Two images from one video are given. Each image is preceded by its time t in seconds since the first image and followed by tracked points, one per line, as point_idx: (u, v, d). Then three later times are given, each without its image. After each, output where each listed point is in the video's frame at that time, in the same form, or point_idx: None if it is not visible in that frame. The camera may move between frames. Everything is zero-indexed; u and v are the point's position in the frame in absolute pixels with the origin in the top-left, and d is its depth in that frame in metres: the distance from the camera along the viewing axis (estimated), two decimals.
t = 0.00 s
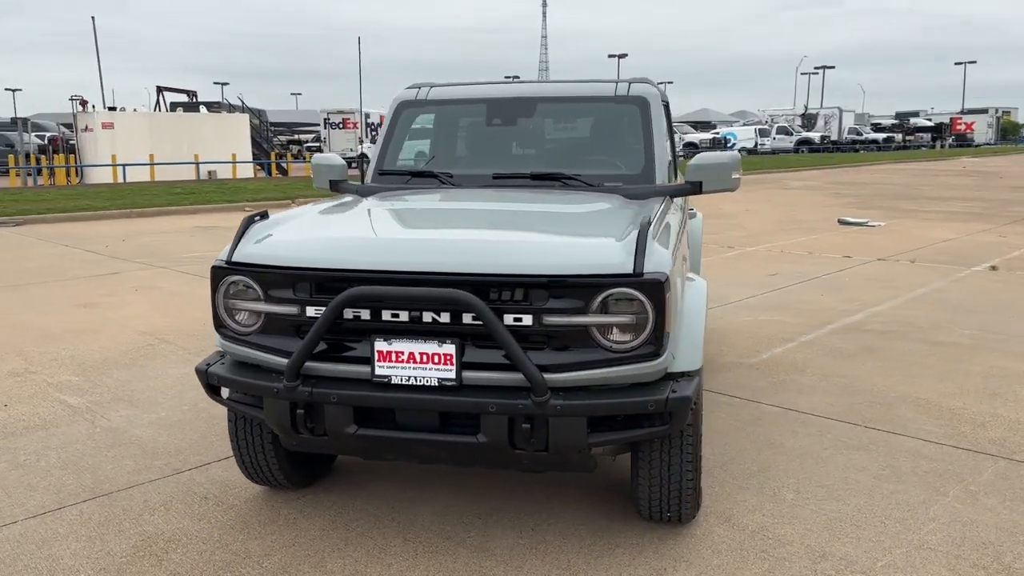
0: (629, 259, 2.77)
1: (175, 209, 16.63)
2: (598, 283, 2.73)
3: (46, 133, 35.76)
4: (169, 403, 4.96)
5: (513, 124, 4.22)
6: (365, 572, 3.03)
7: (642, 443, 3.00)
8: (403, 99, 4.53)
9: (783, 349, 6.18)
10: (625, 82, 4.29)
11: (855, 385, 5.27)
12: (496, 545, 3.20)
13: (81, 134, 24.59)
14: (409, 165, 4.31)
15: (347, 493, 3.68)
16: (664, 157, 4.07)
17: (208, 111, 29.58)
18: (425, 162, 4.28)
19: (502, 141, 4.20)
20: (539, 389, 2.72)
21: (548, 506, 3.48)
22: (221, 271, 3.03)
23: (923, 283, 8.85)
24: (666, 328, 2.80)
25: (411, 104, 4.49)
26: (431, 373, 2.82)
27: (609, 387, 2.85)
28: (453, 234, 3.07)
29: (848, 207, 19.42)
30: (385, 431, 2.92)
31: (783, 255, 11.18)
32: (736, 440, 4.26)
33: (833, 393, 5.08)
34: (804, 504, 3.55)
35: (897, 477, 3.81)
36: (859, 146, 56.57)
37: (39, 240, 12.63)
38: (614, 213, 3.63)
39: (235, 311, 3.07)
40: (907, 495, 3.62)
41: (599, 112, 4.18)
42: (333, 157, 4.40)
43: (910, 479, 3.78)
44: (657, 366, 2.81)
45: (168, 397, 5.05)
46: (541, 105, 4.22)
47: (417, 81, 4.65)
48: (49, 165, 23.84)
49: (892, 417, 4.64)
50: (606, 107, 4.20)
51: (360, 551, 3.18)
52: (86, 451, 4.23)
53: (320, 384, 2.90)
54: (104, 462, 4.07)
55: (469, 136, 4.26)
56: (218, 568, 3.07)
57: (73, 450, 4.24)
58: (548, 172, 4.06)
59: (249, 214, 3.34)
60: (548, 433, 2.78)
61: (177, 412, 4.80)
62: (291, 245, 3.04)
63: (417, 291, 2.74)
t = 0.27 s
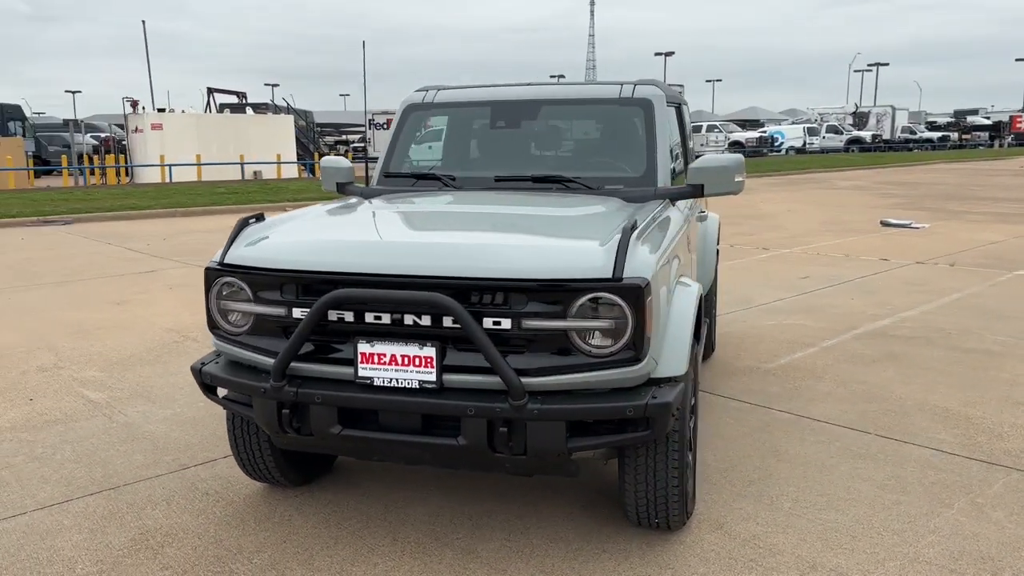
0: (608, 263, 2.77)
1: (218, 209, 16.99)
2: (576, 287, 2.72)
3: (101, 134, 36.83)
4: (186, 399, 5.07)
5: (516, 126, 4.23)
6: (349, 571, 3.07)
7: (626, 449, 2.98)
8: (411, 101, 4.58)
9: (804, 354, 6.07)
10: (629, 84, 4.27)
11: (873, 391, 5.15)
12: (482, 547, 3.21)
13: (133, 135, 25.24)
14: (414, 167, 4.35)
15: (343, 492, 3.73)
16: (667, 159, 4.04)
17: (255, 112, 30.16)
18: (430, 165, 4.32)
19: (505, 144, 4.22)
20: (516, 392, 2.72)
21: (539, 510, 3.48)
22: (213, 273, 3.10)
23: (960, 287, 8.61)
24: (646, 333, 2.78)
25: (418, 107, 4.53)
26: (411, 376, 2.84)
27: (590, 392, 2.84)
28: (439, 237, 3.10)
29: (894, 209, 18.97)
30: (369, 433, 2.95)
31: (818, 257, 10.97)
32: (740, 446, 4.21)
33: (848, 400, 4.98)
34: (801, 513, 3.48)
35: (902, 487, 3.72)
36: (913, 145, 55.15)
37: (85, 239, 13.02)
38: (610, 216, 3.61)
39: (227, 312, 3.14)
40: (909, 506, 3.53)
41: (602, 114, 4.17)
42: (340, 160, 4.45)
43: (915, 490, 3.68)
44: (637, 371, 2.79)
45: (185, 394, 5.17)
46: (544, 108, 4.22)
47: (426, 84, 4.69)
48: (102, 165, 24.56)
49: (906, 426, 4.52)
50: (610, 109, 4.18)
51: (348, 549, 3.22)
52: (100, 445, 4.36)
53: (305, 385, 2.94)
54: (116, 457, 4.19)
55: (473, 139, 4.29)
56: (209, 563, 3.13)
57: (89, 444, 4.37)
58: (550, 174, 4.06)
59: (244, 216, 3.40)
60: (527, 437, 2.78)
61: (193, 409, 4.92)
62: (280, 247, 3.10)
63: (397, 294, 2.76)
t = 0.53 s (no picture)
0: (589, 257, 2.73)
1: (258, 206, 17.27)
2: (555, 282, 2.70)
3: (152, 133, 37.73)
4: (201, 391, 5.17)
5: (520, 122, 4.22)
6: (336, 562, 3.09)
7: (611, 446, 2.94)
8: (419, 98, 4.60)
9: (825, 355, 5.94)
10: (635, 79, 4.22)
11: (892, 393, 5.01)
12: (469, 543, 3.21)
13: (180, 134, 25.81)
14: (419, 163, 4.37)
15: (341, 485, 3.75)
16: (671, 155, 3.99)
17: (299, 111, 30.59)
18: (435, 161, 4.33)
19: (508, 140, 4.22)
20: (495, 387, 2.70)
21: (531, 507, 3.46)
22: (205, 266, 3.15)
23: (1000, 288, 8.33)
24: (628, 329, 2.74)
25: (425, 103, 4.55)
26: (393, 369, 2.84)
27: (572, 388, 2.81)
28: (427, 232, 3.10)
29: (942, 208, 18.46)
30: (353, 426, 2.97)
31: (854, 257, 10.72)
32: (746, 446, 4.13)
33: (865, 402, 4.85)
34: (799, 516, 3.41)
35: (908, 492, 3.61)
36: (968, 143, 53.61)
37: (127, 235, 13.34)
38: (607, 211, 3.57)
39: (219, 305, 3.18)
40: (914, 511, 3.43)
41: (606, 110, 4.13)
42: (348, 156, 4.49)
43: (922, 495, 3.58)
44: (619, 367, 2.76)
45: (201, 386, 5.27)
46: (548, 103, 4.21)
47: (434, 80, 4.71)
48: (150, 164, 25.16)
49: (922, 429, 4.39)
50: (614, 104, 4.14)
51: (337, 541, 3.24)
52: (113, 435, 4.46)
53: (291, 377, 2.96)
54: (126, 446, 4.28)
55: (478, 135, 4.29)
56: (200, 551, 3.19)
57: (103, 433, 4.48)
58: (552, 170, 4.04)
59: (239, 210, 3.45)
60: (507, 432, 2.76)
61: (207, 401, 5.00)
62: (271, 241, 3.13)
63: (379, 288, 2.77)
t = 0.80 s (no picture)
0: (564, 261, 2.71)
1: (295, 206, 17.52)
2: (530, 285, 2.68)
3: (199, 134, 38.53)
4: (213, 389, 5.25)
5: (521, 123, 4.21)
6: (320, 560, 3.12)
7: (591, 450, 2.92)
8: (423, 99, 4.62)
9: (844, 360, 5.81)
10: (637, 79, 4.18)
11: (908, 401, 4.88)
12: (452, 545, 3.21)
13: (224, 135, 26.30)
14: (420, 164, 4.38)
15: (334, 483, 3.79)
16: (670, 156, 3.94)
17: (340, 112, 30.95)
18: (436, 162, 4.35)
19: (509, 141, 4.21)
20: (469, 390, 2.69)
21: (519, 510, 3.45)
22: (195, 266, 3.21)
23: None
24: (604, 333, 2.72)
25: (429, 104, 4.57)
26: (372, 371, 2.85)
27: (548, 392, 2.79)
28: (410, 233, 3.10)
29: (989, 210, 17.92)
30: (334, 426, 2.99)
31: (889, 259, 10.47)
32: (746, 454, 4.06)
33: (877, 409, 4.73)
34: (791, 525, 3.34)
35: (909, 503, 3.51)
36: None
37: (165, 234, 13.64)
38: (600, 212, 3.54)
39: (209, 304, 3.24)
40: (911, 523, 3.33)
41: (606, 110, 4.10)
42: (352, 158, 4.54)
43: (923, 507, 3.48)
44: (595, 371, 2.73)
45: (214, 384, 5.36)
46: (549, 104, 4.19)
47: (440, 81, 4.73)
48: (195, 164, 25.70)
49: (933, 438, 4.26)
50: (615, 105, 4.11)
51: (323, 540, 3.27)
52: (123, 430, 4.56)
53: (274, 377, 3.00)
54: (134, 442, 4.38)
55: (479, 136, 4.29)
56: (189, 546, 3.24)
57: (113, 428, 4.58)
58: (550, 171, 4.02)
59: (231, 211, 3.50)
60: (481, 435, 2.75)
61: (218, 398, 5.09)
62: (258, 241, 3.17)
63: (356, 289, 2.79)
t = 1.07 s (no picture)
0: (540, 258, 2.69)
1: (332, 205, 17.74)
2: (506, 282, 2.68)
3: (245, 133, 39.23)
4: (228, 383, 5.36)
5: (522, 122, 4.22)
6: (307, 552, 3.17)
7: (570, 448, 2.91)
8: (429, 98, 4.66)
9: (862, 362, 5.69)
10: (639, 77, 4.16)
11: (922, 404, 4.77)
12: (438, 540, 3.23)
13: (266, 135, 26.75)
14: (423, 162, 4.41)
15: (331, 476, 3.84)
16: (669, 154, 3.91)
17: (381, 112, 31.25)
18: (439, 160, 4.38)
19: (510, 139, 4.22)
20: (446, 386, 2.71)
21: (509, 508, 3.46)
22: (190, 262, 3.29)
23: None
24: (581, 331, 2.71)
25: (435, 103, 4.61)
26: (354, 366, 2.89)
27: (526, 389, 2.79)
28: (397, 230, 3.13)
29: None
30: (319, 420, 3.03)
31: (925, 260, 10.22)
32: (746, 456, 4.01)
33: (890, 412, 4.63)
34: (781, 528, 3.29)
35: (908, 508, 3.43)
36: None
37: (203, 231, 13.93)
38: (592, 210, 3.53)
39: (203, 300, 3.32)
40: (907, 529, 3.26)
41: (607, 109, 4.09)
42: (359, 156, 4.61)
43: (921, 512, 3.40)
44: (572, 369, 2.73)
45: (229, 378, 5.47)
46: (550, 103, 4.19)
47: (447, 81, 4.76)
48: (238, 163, 26.19)
49: (943, 442, 4.16)
50: (615, 103, 4.09)
51: (312, 532, 3.32)
52: (136, 421, 4.68)
53: (261, 371, 3.05)
54: (145, 433, 4.49)
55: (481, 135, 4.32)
56: (183, 535, 3.32)
57: (127, 420, 4.71)
58: (549, 169, 4.02)
59: (228, 208, 3.56)
60: (458, 431, 2.77)
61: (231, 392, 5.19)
62: (250, 238, 3.23)
63: (337, 285, 2.82)
